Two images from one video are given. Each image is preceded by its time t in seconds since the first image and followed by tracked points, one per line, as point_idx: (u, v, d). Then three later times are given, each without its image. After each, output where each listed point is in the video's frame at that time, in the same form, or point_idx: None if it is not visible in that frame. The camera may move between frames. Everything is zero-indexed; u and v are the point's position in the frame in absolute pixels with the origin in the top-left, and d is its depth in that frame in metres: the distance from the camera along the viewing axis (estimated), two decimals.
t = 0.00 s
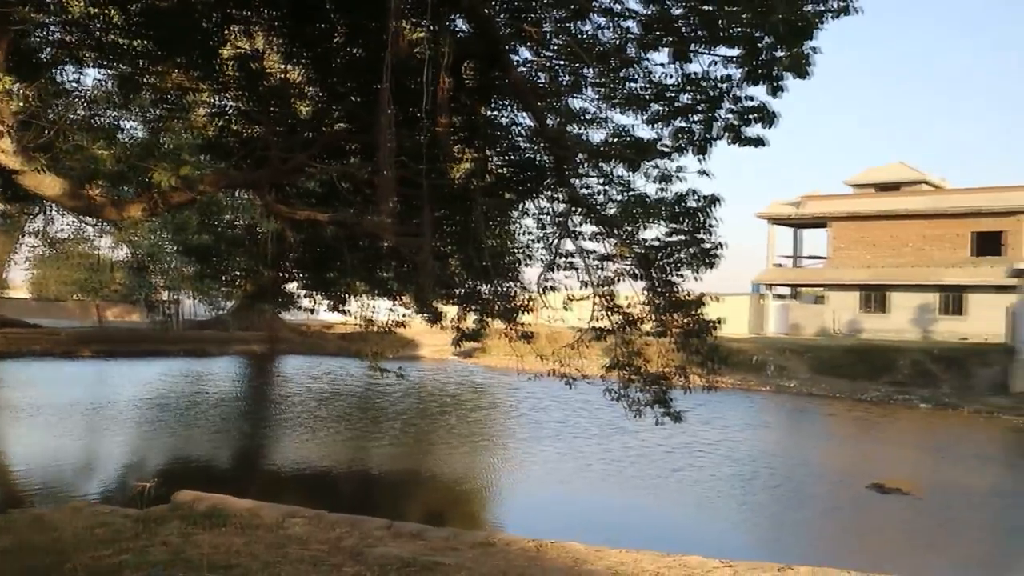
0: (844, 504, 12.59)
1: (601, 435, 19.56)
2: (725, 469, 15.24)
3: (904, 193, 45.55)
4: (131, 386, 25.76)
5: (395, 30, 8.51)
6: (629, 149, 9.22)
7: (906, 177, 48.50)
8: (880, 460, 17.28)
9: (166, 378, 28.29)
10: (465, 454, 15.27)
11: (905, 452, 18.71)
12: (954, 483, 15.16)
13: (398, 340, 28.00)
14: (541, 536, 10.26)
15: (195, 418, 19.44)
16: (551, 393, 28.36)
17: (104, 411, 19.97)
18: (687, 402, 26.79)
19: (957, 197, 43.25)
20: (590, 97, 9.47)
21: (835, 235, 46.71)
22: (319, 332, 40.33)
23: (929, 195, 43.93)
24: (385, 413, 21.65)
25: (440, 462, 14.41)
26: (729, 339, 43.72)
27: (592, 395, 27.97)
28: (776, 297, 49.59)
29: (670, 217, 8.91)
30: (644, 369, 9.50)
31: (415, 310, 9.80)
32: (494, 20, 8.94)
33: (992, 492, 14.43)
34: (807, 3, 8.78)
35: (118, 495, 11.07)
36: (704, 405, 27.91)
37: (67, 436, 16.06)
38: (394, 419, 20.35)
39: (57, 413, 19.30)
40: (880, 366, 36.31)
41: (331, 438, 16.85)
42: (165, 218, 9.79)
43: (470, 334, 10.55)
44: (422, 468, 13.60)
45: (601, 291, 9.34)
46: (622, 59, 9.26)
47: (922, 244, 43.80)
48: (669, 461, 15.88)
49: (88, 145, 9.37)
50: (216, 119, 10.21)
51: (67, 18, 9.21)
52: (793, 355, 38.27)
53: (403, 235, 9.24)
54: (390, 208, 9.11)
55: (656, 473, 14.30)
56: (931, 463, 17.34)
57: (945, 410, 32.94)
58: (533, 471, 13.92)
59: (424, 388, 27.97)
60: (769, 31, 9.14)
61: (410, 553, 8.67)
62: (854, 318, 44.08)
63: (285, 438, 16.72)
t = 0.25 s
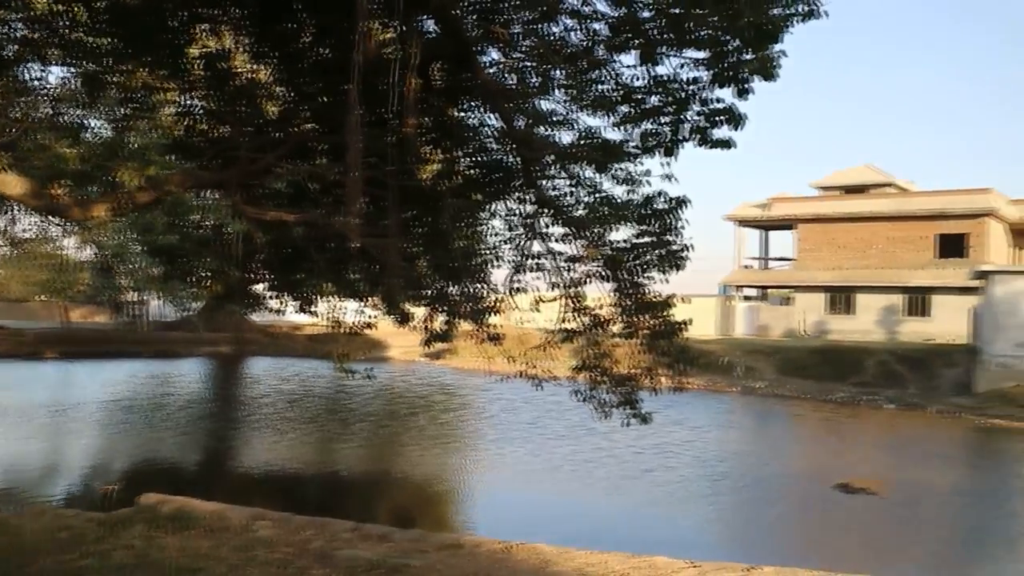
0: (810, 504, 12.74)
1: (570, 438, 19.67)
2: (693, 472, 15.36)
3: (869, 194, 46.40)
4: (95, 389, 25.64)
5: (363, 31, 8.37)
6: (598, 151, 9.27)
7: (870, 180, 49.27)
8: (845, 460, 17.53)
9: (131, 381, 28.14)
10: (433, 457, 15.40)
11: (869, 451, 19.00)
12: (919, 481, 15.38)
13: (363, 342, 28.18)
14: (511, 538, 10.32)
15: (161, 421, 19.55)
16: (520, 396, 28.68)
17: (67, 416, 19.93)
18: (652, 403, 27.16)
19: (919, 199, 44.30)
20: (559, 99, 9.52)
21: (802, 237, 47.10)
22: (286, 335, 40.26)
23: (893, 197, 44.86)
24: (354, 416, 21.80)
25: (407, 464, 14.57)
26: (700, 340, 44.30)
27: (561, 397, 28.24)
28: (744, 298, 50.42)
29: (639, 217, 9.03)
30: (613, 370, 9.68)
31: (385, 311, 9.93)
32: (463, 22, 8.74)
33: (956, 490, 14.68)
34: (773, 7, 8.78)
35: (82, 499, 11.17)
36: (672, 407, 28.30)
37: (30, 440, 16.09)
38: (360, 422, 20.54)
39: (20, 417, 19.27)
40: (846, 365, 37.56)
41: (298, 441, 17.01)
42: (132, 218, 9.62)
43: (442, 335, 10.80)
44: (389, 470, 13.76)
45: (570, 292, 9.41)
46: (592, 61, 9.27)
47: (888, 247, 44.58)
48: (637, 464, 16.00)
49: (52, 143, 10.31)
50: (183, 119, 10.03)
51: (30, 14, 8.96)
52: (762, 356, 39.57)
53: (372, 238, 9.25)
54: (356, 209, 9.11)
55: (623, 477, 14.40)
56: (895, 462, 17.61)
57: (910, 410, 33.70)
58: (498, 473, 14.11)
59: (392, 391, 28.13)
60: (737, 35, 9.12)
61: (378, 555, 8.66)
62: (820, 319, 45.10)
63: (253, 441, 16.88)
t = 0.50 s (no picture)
0: (771, 502, 12.89)
1: (534, 439, 19.83)
2: (656, 473, 15.53)
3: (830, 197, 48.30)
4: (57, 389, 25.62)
5: (329, 28, 8.81)
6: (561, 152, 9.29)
7: (833, 181, 51.09)
8: (807, 459, 17.78)
9: (94, 381, 28.05)
10: (396, 459, 15.50)
11: (829, 450, 19.31)
12: (879, 480, 15.62)
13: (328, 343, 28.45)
14: (472, 539, 10.33)
15: (125, 421, 19.67)
16: (484, 396, 29.06)
17: (29, 416, 19.96)
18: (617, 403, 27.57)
19: (878, 201, 46.05)
20: (523, 99, 9.45)
21: (764, 237, 48.74)
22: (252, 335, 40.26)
23: (855, 199, 46.62)
24: (318, 416, 21.88)
25: (370, 465, 14.73)
26: (661, 341, 45.01)
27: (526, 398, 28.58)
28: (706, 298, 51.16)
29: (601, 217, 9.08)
30: (576, 371, 9.48)
31: (346, 311, 9.71)
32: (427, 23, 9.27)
33: (914, 489, 14.93)
34: (736, 8, 8.88)
35: (41, 501, 11.37)
36: (635, 407, 28.74)
37: None
38: (325, 422, 20.74)
39: None
40: (808, 365, 38.46)
41: (263, 442, 17.13)
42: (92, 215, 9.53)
43: (403, 337, 10.09)
44: (352, 471, 13.94)
45: (533, 292, 9.36)
46: (555, 61, 9.31)
47: (850, 248, 46.30)
48: (602, 465, 16.15)
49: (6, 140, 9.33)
50: (145, 117, 9.94)
51: None
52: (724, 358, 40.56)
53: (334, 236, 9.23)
54: (322, 209, 8.97)
55: (587, 477, 14.53)
56: (855, 461, 17.87)
57: (870, 409, 34.45)
58: (459, 476, 14.24)
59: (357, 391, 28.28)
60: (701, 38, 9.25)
61: (339, 555, 8.64)
62: (782, 319, 46.41)
63: (218, 441, 17.01)
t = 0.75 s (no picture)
0: (741, 501, 13.00)
1: (506, 439, 19.88)
2: (626, 471, 15.61)
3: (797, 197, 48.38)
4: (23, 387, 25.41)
5: (300, 25, 8.83)
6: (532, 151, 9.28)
7: (801, 182, 51.65)
8: (776, 457, 17.95)
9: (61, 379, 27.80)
10: (366, 458, 15.51)
11: (798, 448, 19.50)
12: (848, 479, 15.79)
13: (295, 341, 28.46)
14: (441, 537, 10.38)
15: (92, 418, 19.60)
16: (454, 395, 29.14)
17: None
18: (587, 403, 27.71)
19: (845, 201, 46.47)
20: (494, 97, 9.46)
21: (735, 237, 48.98)
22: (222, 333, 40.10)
23: (822, 200, 46.96)
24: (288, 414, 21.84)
25: (340, 463, 14.78)
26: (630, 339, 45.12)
27: (497, 396, 28.69)
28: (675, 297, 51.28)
29: (572, 216, 9.09)
30: (547, 370, 9.51)
31: (316, 310, 9.64)
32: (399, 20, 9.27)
33: (882, 487, 15.12)
34: (707, 9, 8.86)
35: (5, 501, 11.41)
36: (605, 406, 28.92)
37: None
38: (295, 420, 20.75)
39: None
40: (778, 367, 38.51)
41: (232, 440, 17.15)
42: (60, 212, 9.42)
43: (373, 336, 9.96)
44: (321, 470, 13.99)
45: (504, 291, 9.38)
46: (527, 60, 9.33)
47: (819, 248, 46.73)
48: (574, 464, 16.20)
49: None
50: (113, 113, 10.04)
51: None
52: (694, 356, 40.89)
53: (305, 233, 9.19)
54: (293, 207, 8.94)
55: (558, 477, 14.57)
56: (824, 459, 18.05)
57: (839, 408, 34.84)
58: (430, 475, 14.26)
59: (327, 390, 28.23)
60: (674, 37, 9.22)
61: (306, 555, 8.57)
62: (752, 319, 46.69)
63: (187, 439, 17.02)
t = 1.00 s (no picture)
0: (712, 498, 13.07)
1: (478, 437, 19.89)
2: (598, 470, 15.65)
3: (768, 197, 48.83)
4: None
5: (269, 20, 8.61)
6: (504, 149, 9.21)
7: (771, 181, 52.03)
8: (746, 455, 18.07)
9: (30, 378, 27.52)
10: (336, 456, 15.55)
11: (767, 446, 19.64)
12: (819, 477, 15.92)
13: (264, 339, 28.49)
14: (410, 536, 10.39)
15: (60, 416, 19.52)
16: (424, 394, 29.13)
17: None
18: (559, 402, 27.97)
19: (816, 202, 46.96)
20: (466, 95, 9.52)
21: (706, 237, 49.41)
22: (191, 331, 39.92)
23: (792, 200, 47.40)
24: (260, 412, 21.82)
25: (311, 462, 14.83)
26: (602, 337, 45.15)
27: (468, 395, 28.71)
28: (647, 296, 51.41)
29: (543, 215, 9.04)
30: (516, 368, 9.67)
31: (288, 308, 9.81)
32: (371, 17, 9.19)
33: (851, 485, 15.26)
34: (678, 7, 8.88)
35: None
36: (576, 404, 29.03)
37: None
38: (265, 418, 20.76)
39: None
40: (748, 364, 39.16)
41: (203, 438, 17.16)
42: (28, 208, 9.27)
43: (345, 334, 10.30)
44: (291, 468, 14.03)
45: (473, 290, 9.49)
46: (499, 59, 9.33)
47: (789, 248, 47.17)
48: (546, 463, 16.29)
49: None
50: (82, 108, 9.82)
51: None
52: (665, 355, 41.12)
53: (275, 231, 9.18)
54: (265, 204, 9.03)
55: (529, 475, 14.65)
56: (794, 457, 18.19)
57: (809, 407, 35.16)
58: (401, 473, 14.28)
59: (297, 388, 28.12)
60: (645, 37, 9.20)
61: (275, 553, 8.51)
62: (723, 317, 46.93)
63: (157, 437, 17.00)
